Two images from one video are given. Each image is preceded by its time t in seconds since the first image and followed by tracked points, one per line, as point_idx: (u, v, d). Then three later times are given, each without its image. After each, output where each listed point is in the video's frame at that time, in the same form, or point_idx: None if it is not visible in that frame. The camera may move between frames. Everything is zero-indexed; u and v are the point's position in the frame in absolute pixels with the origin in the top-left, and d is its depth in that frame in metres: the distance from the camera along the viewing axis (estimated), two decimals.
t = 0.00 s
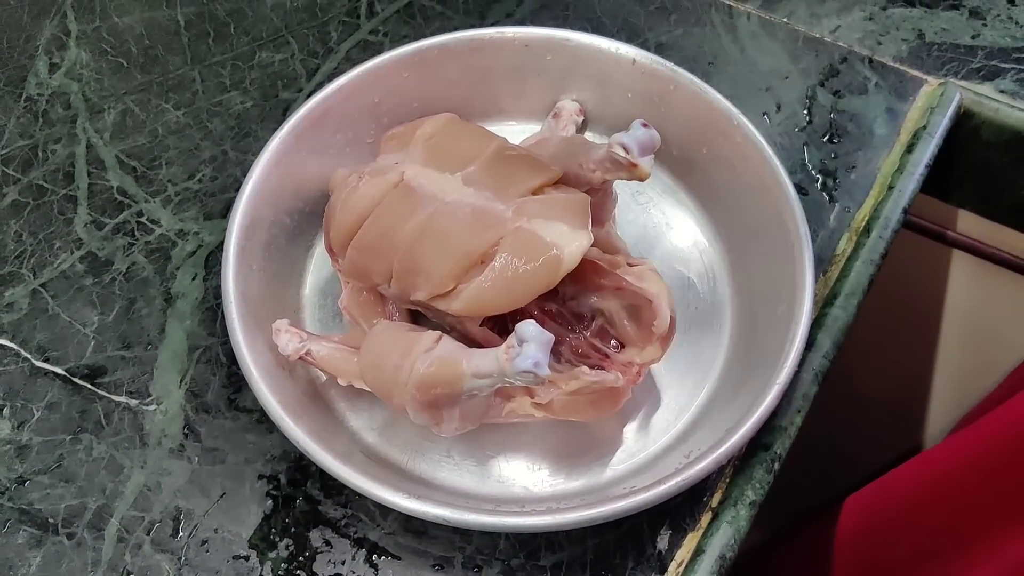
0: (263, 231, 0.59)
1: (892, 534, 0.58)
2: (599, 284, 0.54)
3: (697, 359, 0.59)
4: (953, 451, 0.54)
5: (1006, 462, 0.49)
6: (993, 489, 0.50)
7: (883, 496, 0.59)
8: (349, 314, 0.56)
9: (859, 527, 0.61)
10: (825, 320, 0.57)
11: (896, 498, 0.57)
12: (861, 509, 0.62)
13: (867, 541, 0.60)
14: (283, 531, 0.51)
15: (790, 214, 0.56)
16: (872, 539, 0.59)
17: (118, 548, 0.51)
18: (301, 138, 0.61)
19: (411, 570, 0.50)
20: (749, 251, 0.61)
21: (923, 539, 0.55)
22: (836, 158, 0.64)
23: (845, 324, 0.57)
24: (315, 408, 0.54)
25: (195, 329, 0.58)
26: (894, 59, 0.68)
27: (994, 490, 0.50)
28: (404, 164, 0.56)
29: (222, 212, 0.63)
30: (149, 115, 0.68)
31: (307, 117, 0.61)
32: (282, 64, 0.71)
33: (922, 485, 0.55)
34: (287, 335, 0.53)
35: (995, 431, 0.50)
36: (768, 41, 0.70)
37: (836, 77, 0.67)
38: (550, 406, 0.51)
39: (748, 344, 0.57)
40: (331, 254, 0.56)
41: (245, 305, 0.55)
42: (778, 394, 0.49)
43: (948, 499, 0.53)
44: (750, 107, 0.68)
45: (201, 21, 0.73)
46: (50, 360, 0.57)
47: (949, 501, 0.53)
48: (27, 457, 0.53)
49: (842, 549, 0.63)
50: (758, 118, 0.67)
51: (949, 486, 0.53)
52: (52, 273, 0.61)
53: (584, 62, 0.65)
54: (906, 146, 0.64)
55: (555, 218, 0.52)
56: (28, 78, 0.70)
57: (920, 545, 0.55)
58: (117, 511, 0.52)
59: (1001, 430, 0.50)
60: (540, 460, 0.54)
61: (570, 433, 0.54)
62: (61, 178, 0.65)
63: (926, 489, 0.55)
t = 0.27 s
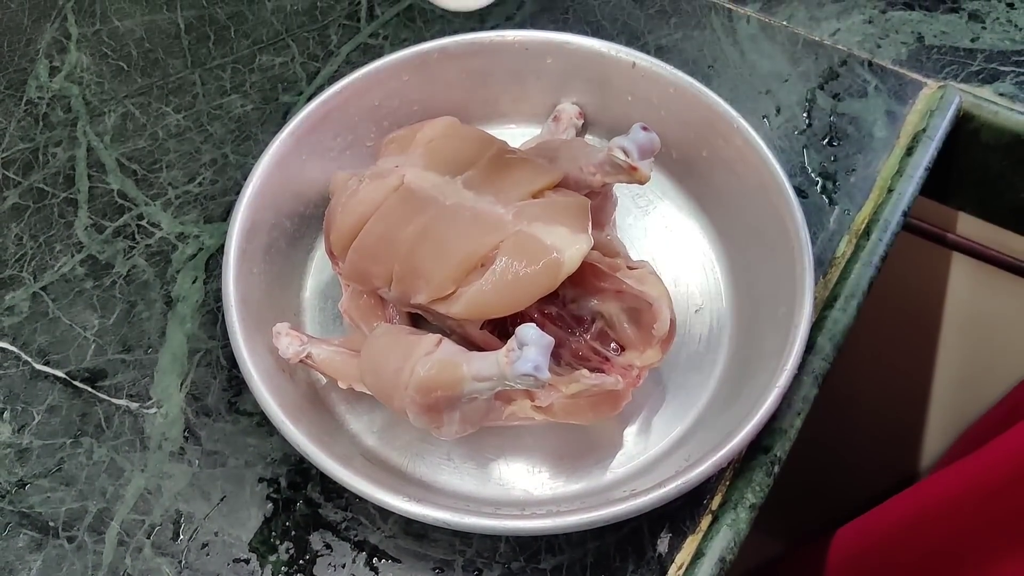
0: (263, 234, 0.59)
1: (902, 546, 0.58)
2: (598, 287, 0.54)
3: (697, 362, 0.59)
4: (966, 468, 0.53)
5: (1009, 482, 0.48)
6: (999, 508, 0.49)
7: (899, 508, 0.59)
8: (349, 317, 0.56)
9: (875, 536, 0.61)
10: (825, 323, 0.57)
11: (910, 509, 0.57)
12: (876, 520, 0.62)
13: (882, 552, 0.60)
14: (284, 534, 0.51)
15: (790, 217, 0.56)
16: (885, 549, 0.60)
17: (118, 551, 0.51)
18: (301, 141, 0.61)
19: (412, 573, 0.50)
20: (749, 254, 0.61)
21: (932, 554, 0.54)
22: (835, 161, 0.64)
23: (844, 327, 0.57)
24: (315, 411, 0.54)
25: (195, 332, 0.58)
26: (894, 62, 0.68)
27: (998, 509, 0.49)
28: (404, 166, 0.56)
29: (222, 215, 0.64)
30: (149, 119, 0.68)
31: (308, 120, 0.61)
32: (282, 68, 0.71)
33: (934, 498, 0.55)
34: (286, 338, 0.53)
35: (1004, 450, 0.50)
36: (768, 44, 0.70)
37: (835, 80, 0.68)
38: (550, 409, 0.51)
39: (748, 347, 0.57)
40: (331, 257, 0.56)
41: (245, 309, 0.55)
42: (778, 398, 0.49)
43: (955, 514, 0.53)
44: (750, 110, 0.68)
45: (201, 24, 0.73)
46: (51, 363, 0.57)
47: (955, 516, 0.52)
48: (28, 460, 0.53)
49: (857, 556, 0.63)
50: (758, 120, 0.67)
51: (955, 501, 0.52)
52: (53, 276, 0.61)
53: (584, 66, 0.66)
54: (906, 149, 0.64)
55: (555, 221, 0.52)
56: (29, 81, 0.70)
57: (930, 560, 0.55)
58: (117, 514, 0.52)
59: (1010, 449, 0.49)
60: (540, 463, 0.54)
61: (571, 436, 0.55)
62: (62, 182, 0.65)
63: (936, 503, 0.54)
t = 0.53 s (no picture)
0: (262, 236, 0.59)
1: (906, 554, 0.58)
2: (596, 289, 0.54)
3: (696, 363, 0.59)
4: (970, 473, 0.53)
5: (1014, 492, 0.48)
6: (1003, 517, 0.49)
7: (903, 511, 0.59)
8: (347, 318, 0.56)
9: (876, 537, 0.61)
10: (823, 325, 0.57)
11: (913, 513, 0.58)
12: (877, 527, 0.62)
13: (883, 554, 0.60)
14: (282, 536, 0.51)
15: (788, 219, 0.56)
16: (886, 551, 0.60)
17: (116, 553, 0.51)
18: (299, 143, 0.61)
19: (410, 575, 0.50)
20: (747, 255, 0.61)
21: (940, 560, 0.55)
22: (833, 162, 0.64)
23: (843, 328, 0.57)
24: (314, 413, 0.54)
25: (193, 333, 0.58)
26: (892, 64, 0.68)
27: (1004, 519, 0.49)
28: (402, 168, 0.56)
29: (220, 216, 0.64)
30: (148, 120, 0.68)
31: (306, 122, 0.61)
32: (281, 69, 0.71)
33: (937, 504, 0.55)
34: (285, 340, 0.53)
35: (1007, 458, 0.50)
36: (766, 45, 0.70)
37: (834, 82, 0.68)
38: (548, 410, 0.51)
39: (746, 349, 0.58)
40: (329, 258, 0.56)
41: (243, 311, 0.55)
42: (776, 399, 0.50)
43: (959, 522, 0.53)
44: (748, 112, 0.68)
45: (200, 26, 0.73)
46: (49, 365, 0.57)
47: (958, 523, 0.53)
48: (26, 462, 0.53)
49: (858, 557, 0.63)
50: (756, 122, 0.67)
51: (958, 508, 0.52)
52: (51, 278, 0.61)
53: (582, 68, 0.66)
54: (904, 150, 0.64)
55: (553, 223, 0.52)
56: (27, 83, 0.70)
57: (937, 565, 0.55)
58: (116, 516, 0.52)
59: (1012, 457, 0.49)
60: (538, 465, 0.54)
61: (569, 437, 0.55)
62: (60, 183, 0.65)
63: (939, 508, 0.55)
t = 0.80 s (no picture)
0: (261, 236, 0.59)
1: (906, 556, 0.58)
2: (594, 289, 0.54)
3: (694, 363, 0.59)
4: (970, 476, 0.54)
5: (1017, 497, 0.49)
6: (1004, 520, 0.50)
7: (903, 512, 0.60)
8: (346, 318, 0.56)
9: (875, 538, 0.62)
10: (821, 325, 0.57)
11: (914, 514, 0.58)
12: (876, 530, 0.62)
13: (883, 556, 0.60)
14: (281, 536, 0.51)
15: (786, 220, 0.56)
16: (885, 552, 0.60)
17: (116, 553, 0.51)
18: (298, 143, 0.61)
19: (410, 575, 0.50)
20: (745, 256, 0.61)
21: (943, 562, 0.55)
22: (832, 163, 0.64)
23: (841, 328, 0.57)
24: (313, 413, 0.54)
25: (193, 334, 0.58)
26: (890, 64, 0.68)
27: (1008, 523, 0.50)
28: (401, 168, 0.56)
29: (220, 217, 0.64)
30: (147, 121, 0.68)
31: (305, 123, 0.61)
32: (280, 71, 0.71)
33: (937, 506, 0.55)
34: (284, 341, 0.53)
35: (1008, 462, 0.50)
36: (764, 46, 0.70)
37: (832, 82, 0.68)
38: (546, 410, 0.51)
39: (744, 349, 0.58)
40: (328, 259, 0.56)
41: (243, 311, 0.55)
42: (773, 399, 0.50)
43: (960, 524, 0.53)
44: (746, 112, 0.68)
45: (199, 28, 0.73)
46: (49, 365, 0.57)
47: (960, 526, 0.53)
48: (26, 462, 0.54)
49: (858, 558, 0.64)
50: (755, 123, 0.67)
51: (960, 511, 0.53)
52: (51, 278, 0.61)
53: (581, 68, 0.66)
54: (902, 151, 0.64)
55: (551, 224, 0.52)
56: (27, 84, 0.70)
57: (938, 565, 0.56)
58: (115, 516, 0.52)
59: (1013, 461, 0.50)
60: (537, 465, 0.54)
61: (568, 437, 0.55)
62: (60, 184, 0.65)
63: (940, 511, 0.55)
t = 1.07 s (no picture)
0: (261, 236, 0.59)
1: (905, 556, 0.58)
2: (594, 289, 0.55)
3: (695, 363, 0.59)
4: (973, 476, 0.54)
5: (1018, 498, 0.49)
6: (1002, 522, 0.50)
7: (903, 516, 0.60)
8: (347, 318, 0.56)
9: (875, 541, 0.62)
10: (821, 324, 0.57)
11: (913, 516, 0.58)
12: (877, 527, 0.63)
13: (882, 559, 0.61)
14: (281, 535, 0.51)
15: (785, 220, 0.56)
16: (884, 552, 0.60)
17: (116, 552, 0.51)
18: (298, 143, 0.61)
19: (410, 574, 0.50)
20: (744, 255, 0.61)
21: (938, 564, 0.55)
22: (831, 163, 0.64)
23: (840, 328, 0.57)
24: (313, 412, 0.54)
25: (193, 333, 0.58)
26: (889, 64, 0.68)
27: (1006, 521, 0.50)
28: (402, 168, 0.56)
29: (220, 217, 0.64)
30: (147, 121, 0.69)
31: (305, 123, 0.61)
32: (280, 71, 0.71)
33: (937, 507, 0.56)
34: (283, 340, 0.53)
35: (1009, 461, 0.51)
36: (764, 46, 0.70)
37: (831, 82, 0.68)
38: (546, 409, 0.51)
39: (743, 348, 0.58)
40: (329, 258, 0.57)
41: (243, 311, 0.55)
42: (773, 399, 0.50)
43: (961, 524, 0.53)
44: (746, 112, 0.68)
45: (199, 28, 0.73)
46: (49, 365, 0.57)
47: (960, 527, 0.53)
48: (26, 462, 0.54)
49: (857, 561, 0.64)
50: (754, 123, 0.67)
51: (961, 512, 0.53)
52: (51, 278, 0.61)
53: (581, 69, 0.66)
54: (901, 151, 0.64)
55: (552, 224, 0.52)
56: (27, 84, 0.70)
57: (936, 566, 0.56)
58: (115, 515, 0.52)
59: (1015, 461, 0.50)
60: (537, 464, 0.54)
61: (568, 436, 0.55)
62: (61, 184, 0.65)
63: (940, 512, 0.55)
